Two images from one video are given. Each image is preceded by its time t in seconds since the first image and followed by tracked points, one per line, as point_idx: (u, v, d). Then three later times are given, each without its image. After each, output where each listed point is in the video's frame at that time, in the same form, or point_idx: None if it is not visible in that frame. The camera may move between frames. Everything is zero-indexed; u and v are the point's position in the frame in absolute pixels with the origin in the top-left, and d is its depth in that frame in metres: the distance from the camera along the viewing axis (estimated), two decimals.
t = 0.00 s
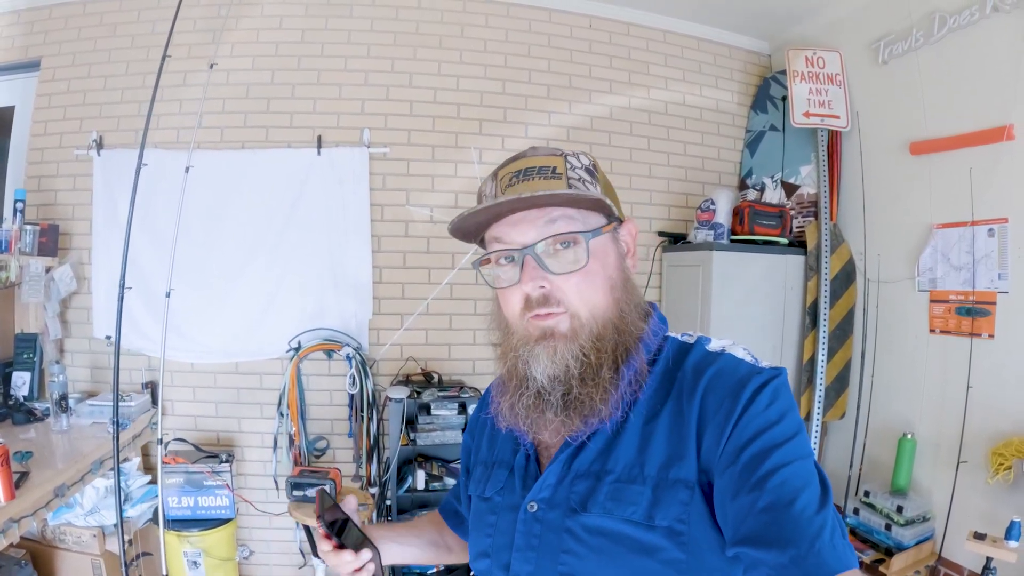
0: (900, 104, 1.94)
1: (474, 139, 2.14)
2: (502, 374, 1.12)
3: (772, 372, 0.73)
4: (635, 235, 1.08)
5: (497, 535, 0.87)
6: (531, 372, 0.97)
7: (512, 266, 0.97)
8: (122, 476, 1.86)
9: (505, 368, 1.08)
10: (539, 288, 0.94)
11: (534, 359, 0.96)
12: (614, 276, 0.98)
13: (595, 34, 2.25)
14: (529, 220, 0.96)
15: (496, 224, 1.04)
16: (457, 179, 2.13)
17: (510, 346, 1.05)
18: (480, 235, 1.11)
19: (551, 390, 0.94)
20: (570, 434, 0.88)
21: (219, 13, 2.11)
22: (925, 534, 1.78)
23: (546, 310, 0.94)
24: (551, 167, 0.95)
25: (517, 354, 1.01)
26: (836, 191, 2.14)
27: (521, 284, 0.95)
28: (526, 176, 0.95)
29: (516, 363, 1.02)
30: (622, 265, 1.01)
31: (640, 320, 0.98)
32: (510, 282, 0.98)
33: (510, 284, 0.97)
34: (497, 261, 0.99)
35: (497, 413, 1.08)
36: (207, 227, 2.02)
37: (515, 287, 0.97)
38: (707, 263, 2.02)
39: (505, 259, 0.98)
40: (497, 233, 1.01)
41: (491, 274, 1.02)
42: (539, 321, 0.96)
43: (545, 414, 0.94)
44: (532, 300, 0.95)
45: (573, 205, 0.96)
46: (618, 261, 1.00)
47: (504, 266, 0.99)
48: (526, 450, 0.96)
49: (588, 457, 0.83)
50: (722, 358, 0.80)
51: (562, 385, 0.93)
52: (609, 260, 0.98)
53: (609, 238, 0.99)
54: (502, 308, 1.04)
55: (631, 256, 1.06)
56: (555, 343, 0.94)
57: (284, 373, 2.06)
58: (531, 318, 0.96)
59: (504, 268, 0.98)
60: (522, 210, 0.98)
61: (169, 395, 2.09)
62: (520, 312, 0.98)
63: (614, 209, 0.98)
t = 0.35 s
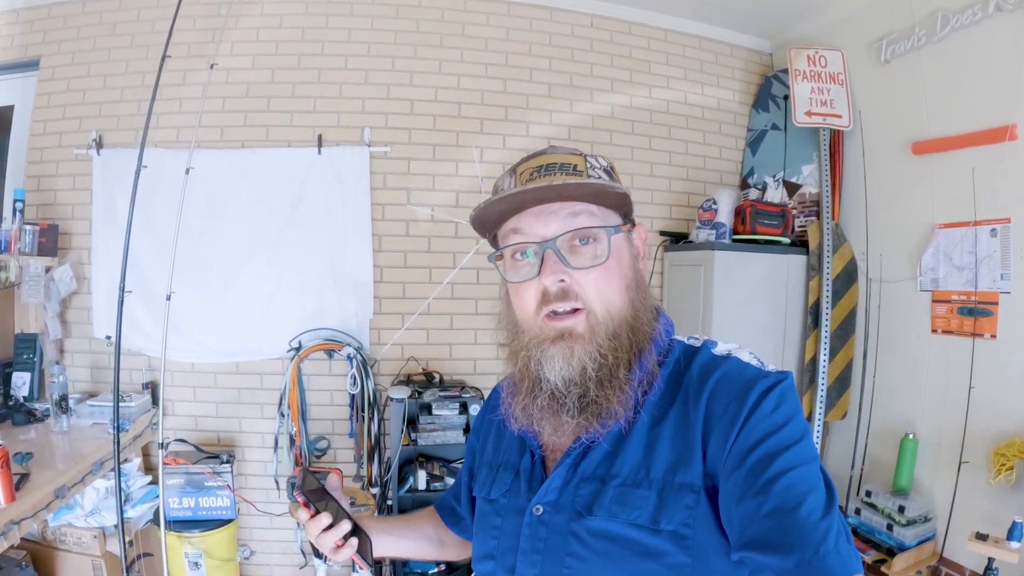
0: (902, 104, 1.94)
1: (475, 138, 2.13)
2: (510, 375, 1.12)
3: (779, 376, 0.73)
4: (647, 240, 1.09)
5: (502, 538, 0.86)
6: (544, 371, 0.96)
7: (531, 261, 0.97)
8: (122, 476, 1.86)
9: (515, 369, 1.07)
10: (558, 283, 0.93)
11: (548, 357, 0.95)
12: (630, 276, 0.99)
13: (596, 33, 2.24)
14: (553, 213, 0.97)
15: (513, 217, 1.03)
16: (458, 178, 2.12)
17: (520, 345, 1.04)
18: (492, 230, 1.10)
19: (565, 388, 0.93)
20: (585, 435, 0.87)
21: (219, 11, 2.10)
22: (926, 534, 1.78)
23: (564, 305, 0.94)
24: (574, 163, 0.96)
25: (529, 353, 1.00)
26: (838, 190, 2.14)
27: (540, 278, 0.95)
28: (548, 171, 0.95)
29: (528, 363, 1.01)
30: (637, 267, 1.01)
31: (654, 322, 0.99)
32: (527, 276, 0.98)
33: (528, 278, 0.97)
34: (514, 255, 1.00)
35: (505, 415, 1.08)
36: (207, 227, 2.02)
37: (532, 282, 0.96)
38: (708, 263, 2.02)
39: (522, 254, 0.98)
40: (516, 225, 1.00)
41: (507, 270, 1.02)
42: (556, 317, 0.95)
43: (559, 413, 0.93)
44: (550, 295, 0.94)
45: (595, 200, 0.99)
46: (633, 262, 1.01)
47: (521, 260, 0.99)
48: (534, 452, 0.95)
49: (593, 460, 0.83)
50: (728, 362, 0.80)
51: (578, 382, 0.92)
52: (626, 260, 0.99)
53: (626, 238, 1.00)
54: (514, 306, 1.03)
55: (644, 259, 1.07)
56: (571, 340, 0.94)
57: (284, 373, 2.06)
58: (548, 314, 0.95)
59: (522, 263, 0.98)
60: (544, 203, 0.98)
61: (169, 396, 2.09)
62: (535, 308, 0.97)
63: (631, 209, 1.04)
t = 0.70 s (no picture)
0: (903, 101, 1.93)
1: (475, 135, 2.13)
2: (508, 368, 1.12)
3: (780, 369, 0.72)
4: (648, 237, 1.09)
5: (500, 533, 0.86)
6: (539, 362, 0.96)
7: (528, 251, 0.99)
8: (121, 474, 1.86)
9: (512, 361, 1.07)
10: (554, 271, 0.94)
11: (543, 347, 0.95)
12: (628, 269, 0.99)
13: (596, 30, 2.24)
14: (549, 203, 0.98)
15: (512, 206, 1.05)
16: (458, 175, 2.12)
17: (517, 337, 1.04)
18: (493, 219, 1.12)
19: (560, 379, 0.93)
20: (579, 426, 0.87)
21: (218, 8, 2.09)
22: (927, 533, 1.78)
23: (560, 294, 0.94)
24: (572, 156, 0.95)
25: (525, 344, 1.00)
26: (839, 188, 2.13)
27: (536, 267, 0.95)
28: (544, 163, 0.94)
29: (524, 354, 1.01)
30: (636, 261, 1.01)
31: (653, 316, 0.98)
32: (524, 266, 0.99)
33: (525, 267, 0.98)
34: (513, 245, 1.02)
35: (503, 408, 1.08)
36: (206, 225, 2.01)
37: (529, 271, 0.96)
38: (709, 261, 2.01)
39: (521, 245, 1.01)
40: (514, 214, 1.02)
41: (506, 261, 1.03)
42: (552, 307, 0.95)
43: (554, 404, 0.93)
44: (545, 284, 0.94)
45: (593, 190, 0.98)
46: (632, 256, 1.01)
47: (520, 250, 1.01)
48: (531, 445, 0.94)
49: (592, 453, 0.82)
50: (729, 356, 0.79)
51: (572, 373, 0.92)
52: (624, 252, 0.99)
53: (625, 232, 1.00)
54: (511, 297, 1.03)
55: (644, 255, 1.07)
56: (566, 330, 0.94)
57: (283, 371, 2.05)
58: (543, 304, 0.96)
59: (521, 253, 1.00)
60: (542, 193, 1.00)
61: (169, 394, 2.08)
62: (531, 298, 0.97)
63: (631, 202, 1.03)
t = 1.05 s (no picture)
0: (902, 101, 1.92)
1: (473, 137, 2.12)
2: (507, 366, 1.11)
3: (778, 373, 0.72)
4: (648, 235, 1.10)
5: (496, 536, 0.85)
6: (541, 355, 0.96)
7: (528, 244, 0.98)
8: (119, 478, 1.87)
9: (512, 358, 1.07)
10: (555, 263, 0.93)
11: (545, 340, 0.95)
12: (629, 263, 0.99)
13: (594, 31, 2.23)
14: (549, 195, 0.99)
15: (512, 199, 1.05)
16: (456, 178, 2.11)
17: (517, 332, 1.03)
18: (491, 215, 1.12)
19: (563, 372, 0.93)
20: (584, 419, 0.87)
21: (215, 11, 2.09)
22: (926, 535, 1.77)
23: (561, 286, 0.94)
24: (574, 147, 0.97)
25: (525, 339, 0.99)
26: (838, 188, 2.12)
27: (535, 259, 0.95)
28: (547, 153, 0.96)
29: (524, 349, 1.00)
30: (636, 257, 1.02)
31: (652, 312, 0.99)
32: (523, 260, 0.98)
33: (525, 260, 0.97)
34: (511, 240, 1.01)
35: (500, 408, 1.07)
36: (203, 228, 2.01)
37: (528, 264, 0.96)
38: (708, 262, 2.01)
39: (520, 239, 1.00)
40: (514, 207, 1.02)
41: (504, 256, 1.03)
42: (553, 299, 0.95)
43: (557, 397, 0.93)
44: (546, 276, 0.94)
45: (594, 184, 1.00)
46: (633, 252, 1.02)
47: (519, 244, 1.00)
48: (528, 446, 0.93)
49: (589, 457, 0.81)
50: (727, 360, 0.79)
51: (576, 365, 0.92)
52: (626, 247, 0.99)
53: (625, 228, 1.01)
54: (509, 293, 1.03)
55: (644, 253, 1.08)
56: (568, 323, 0.94)
57: (281, 373, 2.05)
58: (544, 296, 0.95)
59: (519, 247, 1.00)
60: (542, 185, 1.00)
61: (168, 397, 2.09)
62: (531, 291, 0.97)
63: (629, 198, 1.05)
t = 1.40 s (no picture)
0: (910, 99, 1.91)
1: (480, 138, 2.12)
2: (517, 372, 1.11)
3: (790, 373, 0.72)
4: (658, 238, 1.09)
5: (507, 540, 0.85)
6: (553, 365, 0.96)
7: (542, 252, 0.98)
8: (129, 478, 1.88)
9: (522, 365, 1.07)
10: (570, 273, 0.93)
11: (557, 349, 0.95)
12: (643, 270, 0.99)
13: (600, 31, 2.23)
14: (566, 201, 0.98)
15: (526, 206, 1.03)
16: (463, 179, 2.11)
17: (528, 339, 1.03)
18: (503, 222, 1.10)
19: (576, 381, 0.93)
20: (596, 429, 0.87)
21: (222, 14, 2.09)
22: (937, 536, 1.75)
23: (575, 296, 0.94)
24: (591, 154, 0.95)
25: (537, 347, 0.99)
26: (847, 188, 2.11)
27: (550, 269, 0.95)
28: (563, 160, 0.94)
29: (536, 357, 1.00)
30: (649, 263, 1.02)
31: (666, 318, 0.99)
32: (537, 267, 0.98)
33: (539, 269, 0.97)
34: (525, 247, 1.00)
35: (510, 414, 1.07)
36: (212, 231, 2.02)
37: (542, 273, 0.96)
38: (716, 261, 2.00)
39: (533, 246, 0.99)
40: (528, 214, 1.00)
41: (517, 263, 1.02)
42: (567, 309, 0.94)
43: (570, 407, 0.93)
44: (561, 286, 0.94)
45: (611, 192, 0.99)
46: (646, 258, 1.02)
47: (532, 252, 1.00)
48: (538, 450, 0.94)
49: (602, 459, 0.82)
50: (738, 360, 0.80)
51: (589, 375, 0.92)
52: (640, 254, 0.99)
53: (640, 233, 1.01)
54: (522, 300, 1.03)
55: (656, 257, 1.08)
56: (581, 333, 0.93)
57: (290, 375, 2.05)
58: (558, 306, 0.95)
59: (533, 254, 0.99)
60: (557, 192, 0.99)
61: (177, 398, 2.10)
62: (545, 300, 0.96)
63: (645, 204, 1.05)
